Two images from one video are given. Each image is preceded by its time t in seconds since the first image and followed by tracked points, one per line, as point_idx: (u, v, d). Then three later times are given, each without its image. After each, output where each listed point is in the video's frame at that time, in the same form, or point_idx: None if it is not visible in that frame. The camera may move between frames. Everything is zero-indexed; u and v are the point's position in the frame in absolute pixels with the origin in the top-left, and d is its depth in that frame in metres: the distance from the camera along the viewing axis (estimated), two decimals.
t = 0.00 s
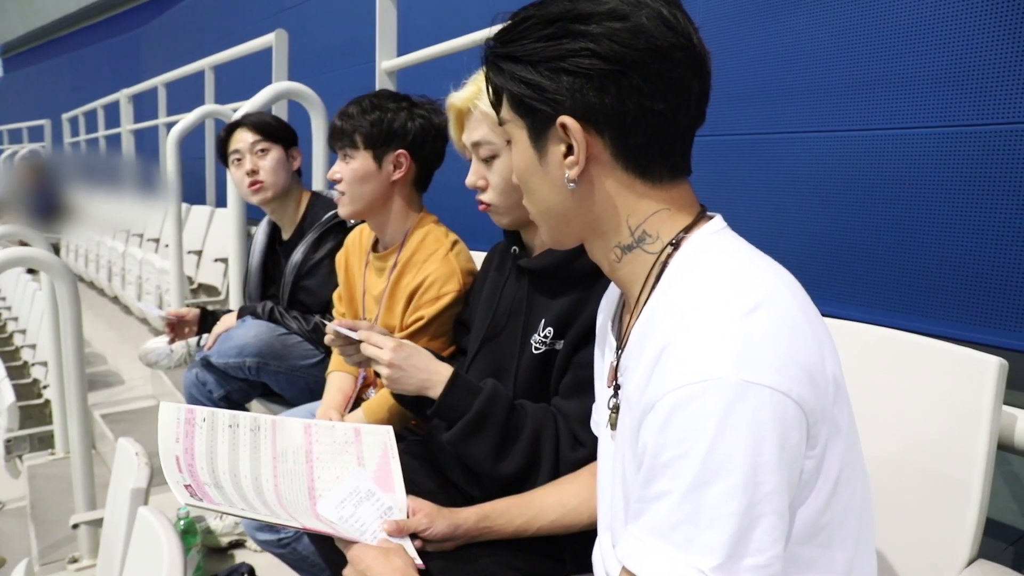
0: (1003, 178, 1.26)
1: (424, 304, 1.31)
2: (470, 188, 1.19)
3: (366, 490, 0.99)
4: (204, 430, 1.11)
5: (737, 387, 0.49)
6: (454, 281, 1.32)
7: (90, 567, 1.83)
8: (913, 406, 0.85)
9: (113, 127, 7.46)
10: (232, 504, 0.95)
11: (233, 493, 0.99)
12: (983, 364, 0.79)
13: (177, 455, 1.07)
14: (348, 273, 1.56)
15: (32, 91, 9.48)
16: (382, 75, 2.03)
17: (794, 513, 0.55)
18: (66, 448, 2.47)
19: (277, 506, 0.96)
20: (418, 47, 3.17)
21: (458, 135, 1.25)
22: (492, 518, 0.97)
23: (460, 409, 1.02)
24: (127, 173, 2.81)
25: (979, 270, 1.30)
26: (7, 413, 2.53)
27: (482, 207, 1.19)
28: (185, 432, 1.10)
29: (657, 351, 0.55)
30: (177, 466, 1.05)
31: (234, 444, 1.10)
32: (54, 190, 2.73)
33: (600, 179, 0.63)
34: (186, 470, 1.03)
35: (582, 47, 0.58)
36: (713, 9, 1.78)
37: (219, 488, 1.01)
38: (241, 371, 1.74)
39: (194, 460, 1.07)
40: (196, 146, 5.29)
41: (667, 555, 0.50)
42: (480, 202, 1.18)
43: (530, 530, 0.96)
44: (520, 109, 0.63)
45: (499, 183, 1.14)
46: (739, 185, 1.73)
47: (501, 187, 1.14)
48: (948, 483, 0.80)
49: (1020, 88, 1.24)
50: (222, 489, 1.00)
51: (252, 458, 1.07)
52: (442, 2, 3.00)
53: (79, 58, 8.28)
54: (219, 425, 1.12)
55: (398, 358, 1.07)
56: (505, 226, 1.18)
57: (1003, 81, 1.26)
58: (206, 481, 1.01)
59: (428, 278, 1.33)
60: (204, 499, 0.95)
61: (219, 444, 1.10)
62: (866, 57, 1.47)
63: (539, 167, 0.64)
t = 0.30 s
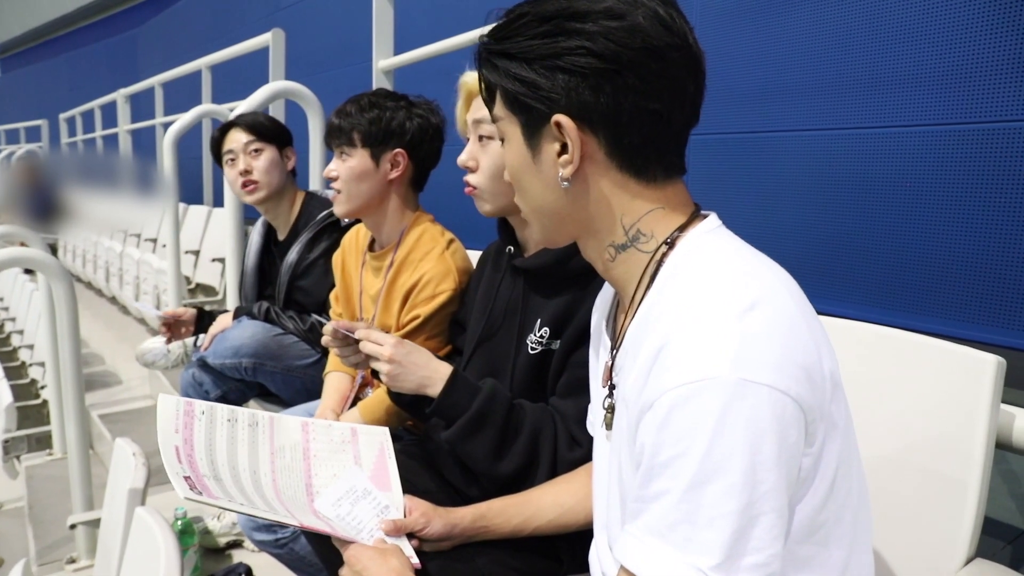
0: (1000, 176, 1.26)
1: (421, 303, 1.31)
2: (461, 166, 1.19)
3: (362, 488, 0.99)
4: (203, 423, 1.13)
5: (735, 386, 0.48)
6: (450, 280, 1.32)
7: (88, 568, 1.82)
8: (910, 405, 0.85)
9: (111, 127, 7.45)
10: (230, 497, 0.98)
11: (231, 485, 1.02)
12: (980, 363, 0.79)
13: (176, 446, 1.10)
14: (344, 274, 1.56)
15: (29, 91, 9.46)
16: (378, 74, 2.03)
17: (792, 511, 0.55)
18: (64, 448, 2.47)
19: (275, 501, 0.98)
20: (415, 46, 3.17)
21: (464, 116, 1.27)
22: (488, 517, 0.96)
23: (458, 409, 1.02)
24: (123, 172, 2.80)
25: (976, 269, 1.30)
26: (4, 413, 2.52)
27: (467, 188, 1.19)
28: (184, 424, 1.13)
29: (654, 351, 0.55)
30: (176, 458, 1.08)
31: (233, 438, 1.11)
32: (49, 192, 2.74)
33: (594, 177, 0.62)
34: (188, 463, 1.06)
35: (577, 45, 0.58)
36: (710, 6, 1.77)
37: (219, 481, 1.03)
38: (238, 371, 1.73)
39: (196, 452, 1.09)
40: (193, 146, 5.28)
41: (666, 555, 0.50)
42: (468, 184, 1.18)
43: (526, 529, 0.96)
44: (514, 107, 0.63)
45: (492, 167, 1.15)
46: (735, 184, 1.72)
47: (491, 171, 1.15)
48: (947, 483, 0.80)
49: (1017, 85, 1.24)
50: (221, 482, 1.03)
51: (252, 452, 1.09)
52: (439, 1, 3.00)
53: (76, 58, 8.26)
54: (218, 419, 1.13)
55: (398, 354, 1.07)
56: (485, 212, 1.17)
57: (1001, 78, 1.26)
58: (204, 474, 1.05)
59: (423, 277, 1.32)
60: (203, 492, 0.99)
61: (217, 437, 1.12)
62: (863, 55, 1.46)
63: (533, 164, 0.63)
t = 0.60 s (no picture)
0: (993, 174, 1.26)
1: (417, 303, 1.31)
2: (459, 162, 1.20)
3: (361, 485, 0.99)
4: (212, 402, 1.11)
5: (726, 383, 0.49)
6: (445, 280, 1.32)
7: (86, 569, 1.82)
8: (903, 401, 0.85)
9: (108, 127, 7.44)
10: (234, 486, 0.98)
11: (235, 471, 1.02)
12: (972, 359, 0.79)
13: (185, 422, 1.09)
14: (341, 275, 1.56)
15: (26, 92, 9.45)
16: (375, 75, 2.03)
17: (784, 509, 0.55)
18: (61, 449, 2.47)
19: (278, 490, 0.99)
20: (412, 46, 3.17)
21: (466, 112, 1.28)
22: (484, 515, 0.97)
23: (455, 408, 1.02)
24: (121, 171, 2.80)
25: (970, 267, 1.30)
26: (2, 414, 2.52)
27: (465, 185, 1.19)
28: (195, 401, 1.11)
29: (646, 348, 0.55)
30: (184, 435, 1.08)
31: (239, 420, 1.10)
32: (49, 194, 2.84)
33: (585, 179, 0.63)
34: (195, 442, 1.06)
35: (575, 49, 0.58)
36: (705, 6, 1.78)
37: (225, 464, 1.04)
38: (235, 372, 1.73)
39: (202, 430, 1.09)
40: (190, 146, 5.28)
41: (658, 552, 0.50)
42: (466, 179, 1.19)
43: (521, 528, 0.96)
44: (510, 104, 0.63)
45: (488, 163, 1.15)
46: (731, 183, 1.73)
47: (487, 167, 1.15)
48: (940, 481, 0.80)
49: (1010, 84, 1.24)
50: (227, 465, 1.03)
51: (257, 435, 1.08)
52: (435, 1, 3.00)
53: (72, 59, 8.25)
54: (226, 400, 1.11)
55: (396, 353, 1.07)
56: (480, 208, 1.18)
57: (994, 76, 1.26)
58: (211, 455, 1.05)
59: (419, 277, 1.33)
60: (204, 479, 0.99)
61: (227, 418, 1.10)
62: (857, 54, 1.46)
63: (525, 162, 0.64)
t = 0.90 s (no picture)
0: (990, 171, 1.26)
1: (413, 302, 1.31)
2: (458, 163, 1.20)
3: (356, 485, 0.99)
4: (213, 398, 1.09)
5: (718, 381, 0.49)
6: (443, 278, 1.32)
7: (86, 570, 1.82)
8: (900, 402, 0.85)
9: (107, 129, 7.43)
10: (235, 482, 0.95)
11: (237, 467, 0.99)
12: (969, 358, 0.79)
13: (188, 416, 1.06)
14: (338, 276, 1.56)
15: (25, 93, 9.44)
16: (373, 76, 2.03)
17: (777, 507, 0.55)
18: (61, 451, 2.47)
19: (278, 487, 0.97)
20: (411, 47, 3.17)
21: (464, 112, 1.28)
22: (482, 513, 0.97)
23: (454, 407, 1.02)
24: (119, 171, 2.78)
25: (966, 265, 1.30)
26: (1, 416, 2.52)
27: (464, 185, 1.20)
28: (197, 395, 1.09)
29: (639, 347, 0.55)
30: (187, 427, 1.04)
31: (240, 417, 1.08)
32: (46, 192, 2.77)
33: (605, 174, 0.62)
34: (195, 434, 1.03)
35: (622, 43, 0.58)
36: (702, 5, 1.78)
37: (226, 458, 1.01)
38: (233, 372, 1.73)
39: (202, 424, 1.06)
40: (189, 147, 5.28)
41: (652, 551, 0.51)
42: (464, 180, 1.20)
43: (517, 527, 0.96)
44: (537, 90, 0.62)
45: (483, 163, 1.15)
46: (729, 182, 1.73)
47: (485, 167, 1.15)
48: (937, 479, 0.80)
49: (1007, 81, 1.24)
50: (228, 460, 1.00)
51: (257, 433, 1.07)
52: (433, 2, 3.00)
53: (72, 61, 8.25)
54: (227, 396, 1.10)
55: (394, 352, 1.07)
56: (479, 208, 1.18)
57: (988, 74, 1.26)
58: (214, 449, 1.01)
59: (416, 276, 1.33)
60: (206, 474, 0.94)
61: (228, 415, 1.08)
62: (852, 53, 1.46)
63: (542, 150, 0.63)
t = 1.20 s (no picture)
0: (994, 171, 1.25)
1: (416, 302, 1.31)
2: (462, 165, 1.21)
3: (357, 486, 1.00)
4: (215, 398, 1.06)
5: (722, 380, 0.49)
6: (445, 278, 1.32)
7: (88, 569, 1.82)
8: (904, 403, 0.85)
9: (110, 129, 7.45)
10: (238, 483, 0.90)
11: (239, 468, 0.94)
12: (973, 358, 0.79)
13: (190, 415, 1.01)
14: (340, 276, 1.56)
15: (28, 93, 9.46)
16: (375, 76, 2.03)
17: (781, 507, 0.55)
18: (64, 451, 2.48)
19: (281, 487, 0.95)
20: (413, 47, 3.17)
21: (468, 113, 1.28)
22: (485, 513, 0.97)
23: (458, 407, 1.02)
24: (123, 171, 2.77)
25: (969, 266, 1.30)
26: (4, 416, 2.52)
27: (468, 187, 1.20)
28: (199, 394, 1.05)
29: (641, 347, 0.55)
30: (188, 426, 0.98)
31: (241, 418, 1.06)
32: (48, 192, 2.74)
33: (632, 172, 0.63)
34: (197, 433, 0.97)
35: (671, 44, 0.58)
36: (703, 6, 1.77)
37: (228, 458, 0.96)
38: (235, 372, 1.74)
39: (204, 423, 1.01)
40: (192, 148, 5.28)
41: (656, 551, 0.51)
42: (469, 181, 1.19)
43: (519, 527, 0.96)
44: (576, 77, 0.61)
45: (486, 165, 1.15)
46: (731, 182, 1.73)
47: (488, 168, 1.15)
48: (939, 483, 0.80)
49: (1011, 80, 1.23)
50: (231, 460, 0.96)
51: (259, 433, 1.05)
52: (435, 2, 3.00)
53: (75, 62, 8.28)
54: (228, 397, 1.08)
55: (397, 353, 1.07)
56: (484, 210, 1.18)
57: (989, 73, 1.26)
58: (215, 449, 0.96)
59: (418, 276, 1.33)
60: (207, 476, 0.89)
61: (229, 415, 1.05)
62: (855, 54, 1.46)
63: (573, 141, 0.62)
